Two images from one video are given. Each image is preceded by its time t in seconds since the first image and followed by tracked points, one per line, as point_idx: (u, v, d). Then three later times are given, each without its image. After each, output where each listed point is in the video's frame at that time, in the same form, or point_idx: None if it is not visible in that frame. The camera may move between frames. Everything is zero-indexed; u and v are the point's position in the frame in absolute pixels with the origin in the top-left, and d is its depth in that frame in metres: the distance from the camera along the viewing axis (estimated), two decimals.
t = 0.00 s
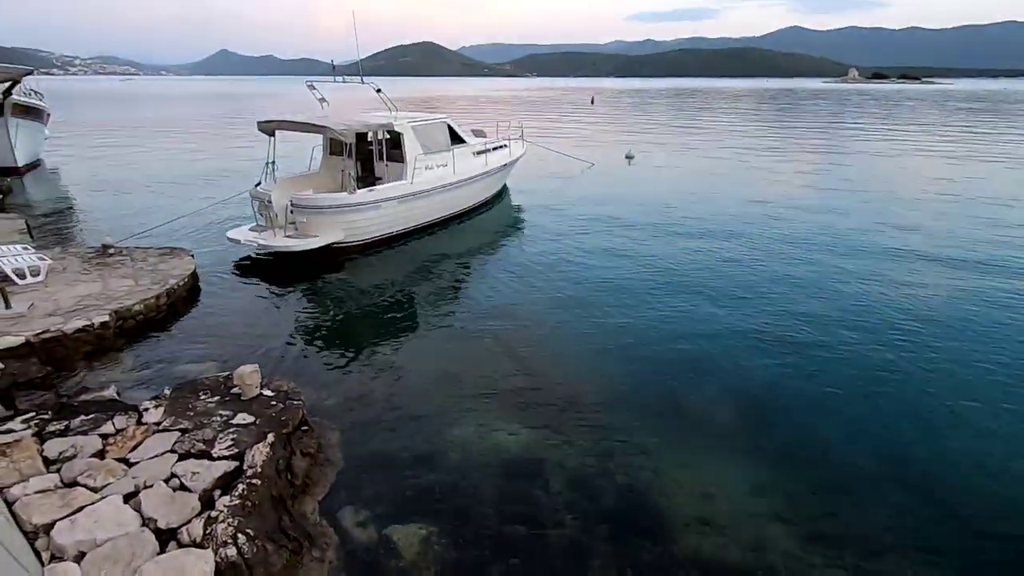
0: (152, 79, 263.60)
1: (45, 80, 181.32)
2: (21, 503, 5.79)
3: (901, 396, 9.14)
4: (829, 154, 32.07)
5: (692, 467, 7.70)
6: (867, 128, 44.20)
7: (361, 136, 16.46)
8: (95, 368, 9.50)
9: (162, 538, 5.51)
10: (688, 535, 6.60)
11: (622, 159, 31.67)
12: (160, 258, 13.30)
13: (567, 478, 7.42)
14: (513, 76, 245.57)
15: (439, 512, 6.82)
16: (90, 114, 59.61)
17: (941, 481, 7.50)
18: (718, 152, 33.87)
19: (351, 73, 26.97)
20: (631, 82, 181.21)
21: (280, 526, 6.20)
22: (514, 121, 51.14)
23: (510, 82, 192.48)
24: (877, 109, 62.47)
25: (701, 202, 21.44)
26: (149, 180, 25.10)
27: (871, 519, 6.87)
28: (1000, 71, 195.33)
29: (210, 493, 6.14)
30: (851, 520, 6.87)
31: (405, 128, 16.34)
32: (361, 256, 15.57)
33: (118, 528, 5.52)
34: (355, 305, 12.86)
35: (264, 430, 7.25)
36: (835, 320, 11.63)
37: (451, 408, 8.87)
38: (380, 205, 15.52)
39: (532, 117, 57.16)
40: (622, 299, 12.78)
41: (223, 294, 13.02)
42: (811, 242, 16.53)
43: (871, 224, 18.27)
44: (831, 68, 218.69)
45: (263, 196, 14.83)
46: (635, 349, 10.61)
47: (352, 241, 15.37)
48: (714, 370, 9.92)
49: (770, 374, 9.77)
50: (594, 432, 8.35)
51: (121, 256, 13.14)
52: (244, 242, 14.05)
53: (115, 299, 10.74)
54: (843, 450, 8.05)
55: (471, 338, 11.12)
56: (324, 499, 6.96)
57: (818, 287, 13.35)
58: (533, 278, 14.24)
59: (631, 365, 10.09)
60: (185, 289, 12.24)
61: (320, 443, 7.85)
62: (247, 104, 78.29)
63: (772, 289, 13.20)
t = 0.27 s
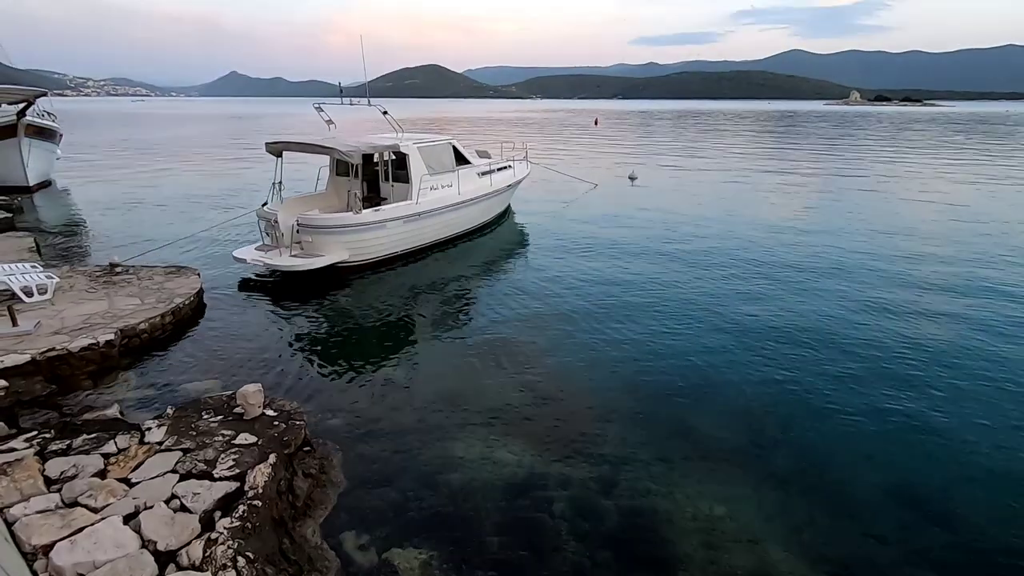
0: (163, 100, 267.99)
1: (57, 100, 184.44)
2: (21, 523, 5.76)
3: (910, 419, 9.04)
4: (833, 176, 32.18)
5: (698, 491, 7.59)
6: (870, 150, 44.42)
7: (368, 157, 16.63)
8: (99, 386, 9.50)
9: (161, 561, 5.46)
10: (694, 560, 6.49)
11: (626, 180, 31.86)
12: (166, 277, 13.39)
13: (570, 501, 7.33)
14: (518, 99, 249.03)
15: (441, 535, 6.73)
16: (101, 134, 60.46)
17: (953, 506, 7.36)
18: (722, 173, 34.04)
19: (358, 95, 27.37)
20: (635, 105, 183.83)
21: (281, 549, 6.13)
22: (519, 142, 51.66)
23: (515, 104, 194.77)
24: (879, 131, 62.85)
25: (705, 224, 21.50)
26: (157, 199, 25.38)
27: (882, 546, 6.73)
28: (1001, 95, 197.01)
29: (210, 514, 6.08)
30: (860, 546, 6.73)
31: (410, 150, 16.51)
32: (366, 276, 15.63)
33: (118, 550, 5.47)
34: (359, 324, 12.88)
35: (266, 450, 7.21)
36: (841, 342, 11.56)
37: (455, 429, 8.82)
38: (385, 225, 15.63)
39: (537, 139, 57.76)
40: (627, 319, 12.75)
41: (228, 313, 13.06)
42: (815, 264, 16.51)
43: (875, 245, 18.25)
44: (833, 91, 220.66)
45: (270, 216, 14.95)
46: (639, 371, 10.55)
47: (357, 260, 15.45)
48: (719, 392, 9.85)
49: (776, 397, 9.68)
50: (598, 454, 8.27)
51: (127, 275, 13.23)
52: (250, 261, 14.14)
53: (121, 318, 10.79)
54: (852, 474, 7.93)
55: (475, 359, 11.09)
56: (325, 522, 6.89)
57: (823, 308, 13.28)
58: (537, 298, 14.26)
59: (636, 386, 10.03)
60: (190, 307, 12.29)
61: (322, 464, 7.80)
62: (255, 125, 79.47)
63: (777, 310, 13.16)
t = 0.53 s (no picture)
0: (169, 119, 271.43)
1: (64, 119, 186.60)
2: (18, 543, 5.70)
3: (915, 440, 8.95)
4: (833, 195, 32.37)
5: (701, 512, 7.50)
6: (869, 170, 44.69)
7: (371, 176, 16.77)
8: (99, 404, 9.48)
9: None
10: None
11: (626, 199, 32.04)
12: (169, 294, 13.42)
13: (572, 522, 7.25)
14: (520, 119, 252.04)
15: (441, 556, 6.65)
16: (107, 153, 61.09)
17: (960, 527, 7.25)
18: (722, 192, 34.24)
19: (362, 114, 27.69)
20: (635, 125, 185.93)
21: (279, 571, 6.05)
22: (521, 161, 52.10)
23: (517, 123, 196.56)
24: (879, 151, 63.26)
25: (706, 242, 21.56)
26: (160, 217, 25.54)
27: (889, 568, 6.62)
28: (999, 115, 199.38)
29: (208, 534, 6.02)
30: (867, 568, 6.63)
31: (413, 168, 16.66)
32: (368, 293, 15.67)
33: (114, 570, 5.41)
34: (361, 341, 12.87)
35: (266, 470, 7.15)
36: (844, 361, 11.51)
37: (456, 448, 8.75)
38: (387, 242, 15.70)
39: (538, 158, 58.27)
40: (628, 338, 12.74)
41: (229, 330, 13.06)
42: (817, 283, 16.52)
43: (877, 265, 18.26)
44: (833, 111, 222.64)
45: (273, 234, 15.03)
46: (641, 390, 10.50)
47: (359, 278, 15.50)
48: (722, 412, 9.78)
49: (779, 416, 9.61)
50: (601, 474, 8.19)
51: (130, 292, 13.27)
52: (253, 279, 14.18)
53: (122, 335, 10.79)
54: (857, 494, 7.83)
55: (476, 377, 11.06)
56: (324, 543, 6.81)
57: (825, 327, 13.25)
58: (539, 316, 14.26)
59: (638, 406, 9.98)
60: (192, 324, 12.30)
61: (322, 484, 7.74)
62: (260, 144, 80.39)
63: (779, 329, 13.13)
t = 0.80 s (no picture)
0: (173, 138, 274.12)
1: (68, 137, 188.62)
2: (10, 566, 5.64)
3: (917, 462, 8.88)
4: (830, 215, 32.58)
5: (701, 534, 7.42)
6: (866, 190, 45.01)
7: (371, 195, 16.90)
8: (96, 423, 9.43)
9: None
10: None
11: (626, 218, 32.23)
12: (168, 312, 13.44)
13: (571, 544, 7.17)
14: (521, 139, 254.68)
15: None
16: (110, 171, 61.57)
17: (963, 551, 7.18)
18: (721, 212, 34.46)
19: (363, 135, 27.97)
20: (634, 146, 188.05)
21: None
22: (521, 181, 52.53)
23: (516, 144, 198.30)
24: (875, 172, 63.79)
25: (704, 262, 21.64)
26: (162, 235, 25.66)
27: None
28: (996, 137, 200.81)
29: (203, 557, 5.95)
30: None
31: (413, 188, 16.80)
32: (368, 312, 15.67)
33: None
34: (360, 360, 12.84)
35: (262, 490, 7.09)
36: (844, 382, 11.48)
37: (454, 469, 8.69)
38: (387, 261, 15.75)
39: (537, 177, 58.76)
40: (628, 357, 12.73)
41: (228, 348, 13.05)
42: (815, 303, 16.54)
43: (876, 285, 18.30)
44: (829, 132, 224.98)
45: (273, 253, 15.10)
46: (641, 410, 10.46)
47: (359, 296, 15.52)
48: (722, 433, 9.72)
49: (780, 437, 9.56)
50: (600, 496, 8.12)
51: (129, 310, 13.28)
52: (252, 297, 14.21)
53: (121, 353, 10.77)
54: (858, 517, 7.76)
55: (475, 396, 11.02)
56: (320, 566, 6.73)
57: (824, 348, 13.24)
58: (538, 335, 14.26)
59: (637, 427, 9.93)
60: (191, 342, 12.29)
61: (319, 505, 7.66)
62: (262, 163, 81.17)
63: (778, 349, 13.12)
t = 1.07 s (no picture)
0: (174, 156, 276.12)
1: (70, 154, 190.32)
2: None
3: (919, 482, 8.82)
4: (828, 233, 32.73)
5: (701, 554, 7.35)
6: (864, 208, 45.26)
7: (371, 213, 16.98)
8: (92, 442, 9.37)
9: None
10: None
11: (625, 236, 32.36)
12: (167, 330, 13.42)
13: (569, 565, 7.10)
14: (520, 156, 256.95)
15: None
16: (111, 189, 61.91)
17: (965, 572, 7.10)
18: (719, 229, 34.64)
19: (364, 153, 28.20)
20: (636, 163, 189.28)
21: None
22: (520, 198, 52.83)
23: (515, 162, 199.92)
24: (872, 190, 64.24)
25: (703, 280, 21.68)
26: (162, 252, 25.71)
27: None
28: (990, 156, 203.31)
29: None
30: None
31: (413, 207, 16.89)
32: (366, 329, 15.66)
33: None
34: (358, 378, 12.81)
35: (258, 510, 7.02)
36: (844, 400, 11.43)
37: (452, 488, 8.62)
38: (387, 279, 15.78)
39: (537, 195, 59.11)
40: (626, 375, 12.72)
41: (226, 366, 13.01)
42: (814, 320, 16.55)
43: (875, 303, 18.30)
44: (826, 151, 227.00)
45: (273, 270, 15.12)
46: (640, 429, 10.41)
47: (358, 314, 15.52)
48: (723, 451, 9.67)
49: (781, 456, 9.50)
50: (599, 515, 8.06)
51: (128, 328, 13.25)
52: (251, 314, 14.20)
53: (118, 371, 10.74)
54: (859, 536, 7.69)
55: (473, 414, 10.97)
56: None
57: (823, 365, 13.23)
58: (536, 353, 14.25)
59: (637, 445, 9.87)
60: (188, 360, 12.25)
61: (315, 525, 7.59)
62: (263, 180, 81.72)
63: (778, 367, 13.10)
